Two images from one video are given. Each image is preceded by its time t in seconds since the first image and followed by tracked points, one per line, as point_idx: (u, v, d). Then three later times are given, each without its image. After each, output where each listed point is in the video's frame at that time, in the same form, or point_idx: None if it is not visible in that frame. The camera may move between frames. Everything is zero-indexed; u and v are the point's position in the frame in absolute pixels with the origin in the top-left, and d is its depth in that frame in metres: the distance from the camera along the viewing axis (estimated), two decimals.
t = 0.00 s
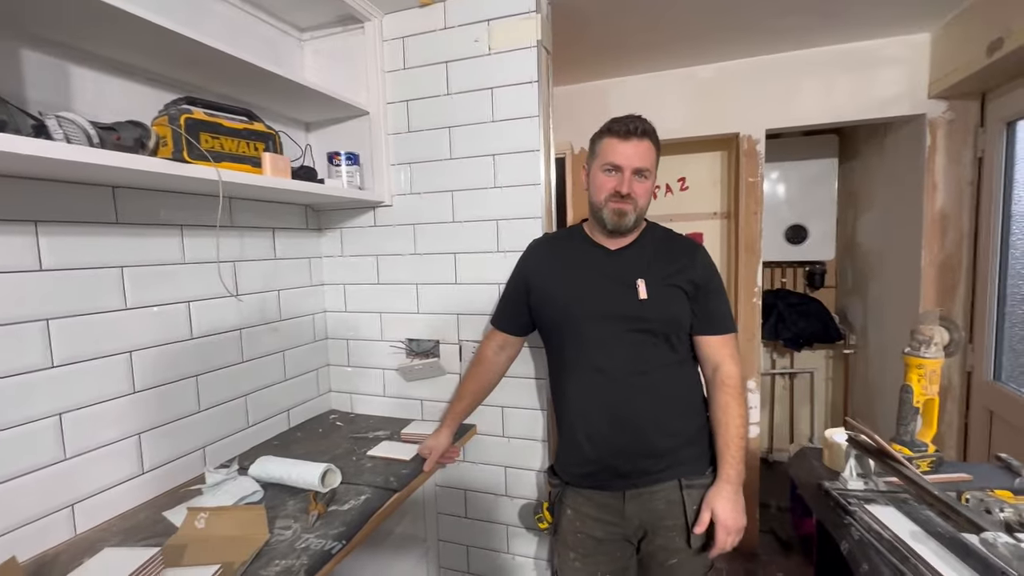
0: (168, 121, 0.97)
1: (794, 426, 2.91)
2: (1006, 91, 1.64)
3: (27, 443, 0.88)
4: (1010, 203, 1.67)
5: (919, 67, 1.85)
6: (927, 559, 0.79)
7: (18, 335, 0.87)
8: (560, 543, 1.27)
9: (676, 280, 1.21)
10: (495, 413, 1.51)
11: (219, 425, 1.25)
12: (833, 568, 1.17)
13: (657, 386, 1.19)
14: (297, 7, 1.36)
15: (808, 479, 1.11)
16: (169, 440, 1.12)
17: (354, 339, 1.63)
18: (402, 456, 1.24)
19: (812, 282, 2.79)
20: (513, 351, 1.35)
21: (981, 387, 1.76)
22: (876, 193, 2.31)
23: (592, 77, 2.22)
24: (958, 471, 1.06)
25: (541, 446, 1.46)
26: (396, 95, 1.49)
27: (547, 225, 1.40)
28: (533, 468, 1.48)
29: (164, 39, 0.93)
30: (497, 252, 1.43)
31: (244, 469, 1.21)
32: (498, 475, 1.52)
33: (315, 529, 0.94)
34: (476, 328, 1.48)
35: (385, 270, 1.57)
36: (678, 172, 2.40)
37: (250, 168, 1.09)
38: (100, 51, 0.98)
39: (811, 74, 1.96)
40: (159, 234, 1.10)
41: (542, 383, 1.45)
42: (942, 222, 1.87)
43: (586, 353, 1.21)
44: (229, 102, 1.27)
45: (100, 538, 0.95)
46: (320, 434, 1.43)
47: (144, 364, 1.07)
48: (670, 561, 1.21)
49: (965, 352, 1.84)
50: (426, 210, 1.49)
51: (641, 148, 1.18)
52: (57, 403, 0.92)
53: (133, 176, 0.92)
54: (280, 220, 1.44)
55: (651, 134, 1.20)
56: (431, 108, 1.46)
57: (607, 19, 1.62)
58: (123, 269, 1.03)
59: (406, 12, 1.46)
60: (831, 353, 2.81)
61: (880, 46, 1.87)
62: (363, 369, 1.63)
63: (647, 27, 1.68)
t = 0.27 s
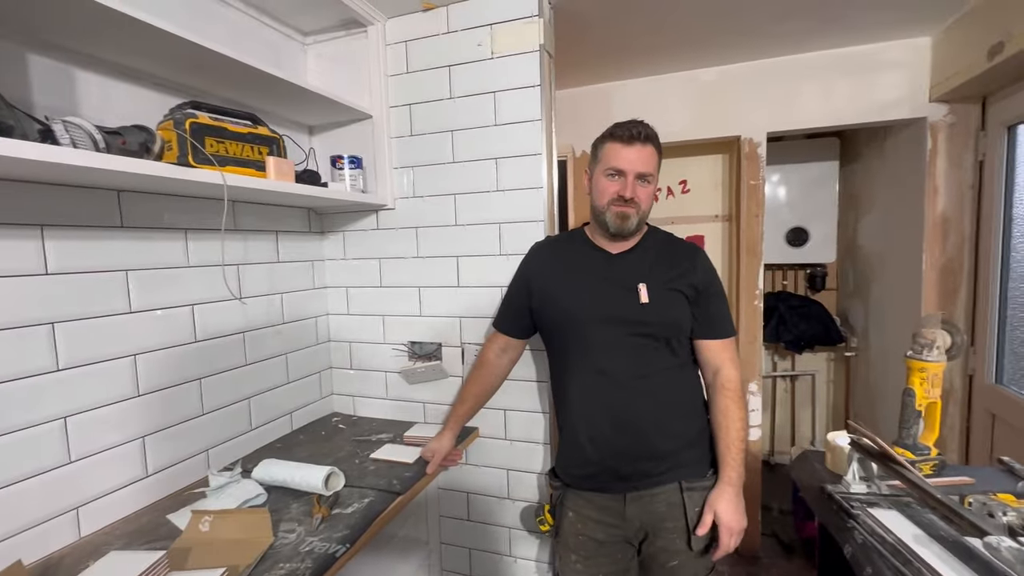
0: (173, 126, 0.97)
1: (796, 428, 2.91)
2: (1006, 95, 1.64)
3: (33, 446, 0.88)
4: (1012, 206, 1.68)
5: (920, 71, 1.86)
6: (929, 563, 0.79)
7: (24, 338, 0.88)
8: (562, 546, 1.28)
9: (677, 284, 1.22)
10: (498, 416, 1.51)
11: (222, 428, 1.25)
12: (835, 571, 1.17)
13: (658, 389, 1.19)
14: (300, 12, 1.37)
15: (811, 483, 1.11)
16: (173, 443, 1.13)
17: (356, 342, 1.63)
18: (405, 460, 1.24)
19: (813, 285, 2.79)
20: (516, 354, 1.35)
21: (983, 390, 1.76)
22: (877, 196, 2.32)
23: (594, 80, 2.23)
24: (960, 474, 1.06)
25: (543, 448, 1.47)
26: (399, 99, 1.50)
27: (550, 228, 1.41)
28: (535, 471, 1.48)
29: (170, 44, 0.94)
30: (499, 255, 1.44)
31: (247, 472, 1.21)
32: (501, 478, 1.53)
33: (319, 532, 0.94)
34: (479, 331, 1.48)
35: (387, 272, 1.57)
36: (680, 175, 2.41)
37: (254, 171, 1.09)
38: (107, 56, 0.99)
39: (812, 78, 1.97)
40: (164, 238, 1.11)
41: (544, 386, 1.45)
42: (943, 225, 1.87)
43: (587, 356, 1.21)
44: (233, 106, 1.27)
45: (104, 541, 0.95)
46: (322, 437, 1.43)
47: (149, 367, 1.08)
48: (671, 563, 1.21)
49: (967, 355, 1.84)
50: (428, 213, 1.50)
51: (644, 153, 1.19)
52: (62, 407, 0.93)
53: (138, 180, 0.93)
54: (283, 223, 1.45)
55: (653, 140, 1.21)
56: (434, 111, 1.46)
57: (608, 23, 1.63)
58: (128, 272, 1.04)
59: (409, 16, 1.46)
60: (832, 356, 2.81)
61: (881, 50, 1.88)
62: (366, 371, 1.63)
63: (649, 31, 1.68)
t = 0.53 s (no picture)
0: (180, 124, 0.98)
1: (798, 427, 2.91)
2: (1011, 93, 1.64)
3: (41, 442, 0.89)
4: (1016, 204, 1.67)
5: (925, 69, 1.85)
6: (935, 559, 0.79)
7: (32, 335, 0.88)
8: (565, 543, 1.28)
9: (680, 282, 1.22)
10: (501, 414, 1.51)
11: (227, 426, 1.25)
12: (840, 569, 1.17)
13: (661, 387, 1.19)
14: (305, 10, 1.37)
15: (815, 481, 1.11)
16: (178, 440, 1.13)
17: (360, 340, 1.64)
18: (409, 457, 1.25)
19: (816, 283, 2.79)
20: (519, 352, 1.35)
21: (986, 389, 1.76)
22: (880, 194, 2.31)
23: (597, 79, 2.22)
24: (964, 472, 1.06)
25: (546, 446, 1.47)
26: (403, 97, 1.50)
27: (553, 226, 1.41)
28: (539, 469, 1.48)
29: (177, 42, 0.94)
30: (503, 253, 1.44)
31: (252, 469, 1.22)
32: (504, 476, 1.53)
33: (325, 528, 0.95)
34: (483, 329, 1.49)
35: (391, 271, 1.57)
36: (683, 173, 2.41)
37: (260, 169, 1.10)
38: (113, 54, 0.99)
39: (816, 76, 1.96)
40: (169, 235, 1.11)
41: (547, 384, 1.45)
42: (947, 224, 1.87)
43: (590, 354, 1.21)
44: (238, 104, 1.27)
45: (112, 537, 0.95)
46: (326, 434, 1.44)
47: (155, 365, 1.08)
48: (674, 560, 1.20)
49: (970, 353, 1.83)
50: (432, 212, 1.50)
51: (649, 153, 1.19)
52: (70, 403, 0.93)
53: (144, 178, 0.93)
54: (288, 221, 1.45)
55: (658, 139, 1.21)
56: (438, 110, 1.46)
57: (612, 21, 1.62)
58: (134, 270, 1.04)
59: (413, 14, 1.47)
60: (834, 354, 2.81)
61: (885, 48, 1.87)
62: (370, 369, 1.63)
63: (653, 28, 1.68)
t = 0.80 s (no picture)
0: (186, 129, 0.99)
1: (800, 431, 2.90)
2: (1013, 97, 1.64)
3: (46, 445, 0.89)
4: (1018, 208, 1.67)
5: (926, 73, 1.86)
6: (938, 565, 0.79)
7: (38, 338, 0.89)
8: (568, 547, 1.28)
9: (682, 287, 1.22)
10: (503, 417, 1.51)
11: (230, 429, 1.25)
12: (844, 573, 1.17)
13: (664, 391, 1.19)
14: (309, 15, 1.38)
15: (819, 484, 1.11)
16: (182, 443, 1.13)
17: (362, 343, 1.64)
18: (412, 460, 1.25)
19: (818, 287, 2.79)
20: (522, 355, 1.35)
21: (989, 393, 1.76)
22: (882, 198, 2.31)
23: (599, 83, 2.23)
24: (967, 477, 1.06)
25: (549, 449, 1.47)
26: (406, 101, 1.51)
27: (556, 230, 1.41)
28: (541, 473, 1.48)
29: (183, 47, 0.95)
30: (506, 257, 1.44)
31: (255, 472, 1.22)
32: (507, 479, 1.53)
33: (328, 532, 0.95)
34: (485, 332, 1.49)
35: (394, 274, 1.58)
36: (684, 177, 2.41)
37: (265, 174, 1.10)
38: (119, 59, 1.00)
39: (818, 80, 1.97)
40: (174, 239, 1.12)
41: (550, 388, 1.46)
42: (950, 228, 1.87)
43: (593, 358, 1.21)
44: (242, 108, 1.28)
45: (115, 540, 0.96)
46: (329, 437, 1.44)
47: (159, 368, 1.08)
48: (677, 564, 1.20)
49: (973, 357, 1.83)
50: (435, 215, 1.51)
51: (656, 161, 1.19)
52: (75, 407, 0.93)
53: (150, 182, 0.93)
54: (291, 225, 1.46)
55: (664, 147, 1.21)
56: (441, 114, 1.47)
57: (615, 25, 1.63)
58: (139, 273, 1.05)
59: (417, 18, 1.47)
60: (837, 358, 2.81)
61: (886, 52, 1.88)
62: (372, 372, 1.64)
63: (655, 33, 1.69)
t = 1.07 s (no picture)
0: (173, 122, 0.96)
1: (790, 428, 2.93)
2: (1002, 98, 1.66)
3: (30, 445, 0.87)
4: (1006, 208, 1.69)
5: (917, 73, 1.87)
6: (930, 562, 0.79)
7: (22, 336, 0.87)
8: (562, 545, 1.28)
9: (677, 284, 1.22)
10: (497, 415, 1.51)
11: (220, 428, 1.24)
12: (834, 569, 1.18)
13: (659, 389, 1.19)
14: (300, 8, 1.36)
15: (810, 482, 1.12)
16: (170, 443, 1.12)
17: (355, 341, 1.63)
18: (405, 459, 1.24)
19: (808, 285, 2.81)
20: (516, 353, 1.35)
21: (976, 390, 1.78)
22: (873, 197, 2.33)
23: (593, 80, 2.23)
24: (956, 473, 1.07)
25: (542, 448, 1.46)
26: (399, 97, 1.49)
27: (550, 228, 1.41)
28: (535, 471, 1.48)
29: (171, 39, 0.93)
30: (500, 254, 1.43)
31: (245, 471, 1.21)
32: (500, 477, 1.52)
33: (320, 532, 0.94)
34: (479, 330, 1.48)
35: (386, 271, 1.56)
36: (678, 175, 2.42)
37: (255, 169, 1.09)
38: (105, 51, 0.97)
39: (810, 79, 1.98)
40: (162, 235, 1.10)
41: (544, 386, 1.45)
42: (939, 227, 1.89)
43: (588, 356, 1.21)
44: (233, 102, 1.26)
45: (102, 542, 0.94)
46: (321, 436, 1.42)
47: (146, 366, 1.06)
48: (670, 563, 1.21)
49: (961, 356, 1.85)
50: (428, 212, 1.49)
51: (652, 159, 1.19)
52: (59, 406, 0.92)
53: (137, 177, 0.92)
54: (282, 221, 1.44)
55: (660, 145, 1.21)
56: (435, 110, 1.46)
57: (609, 22, 1.63)
58: (126, 269, 1.03)
59: (410, 13, 1.46)
60: (827, 356, 2.84)
61: (878, 52, 1.89)
62: (364, 370, 1.62)
63: (649, 31, 1.68)
